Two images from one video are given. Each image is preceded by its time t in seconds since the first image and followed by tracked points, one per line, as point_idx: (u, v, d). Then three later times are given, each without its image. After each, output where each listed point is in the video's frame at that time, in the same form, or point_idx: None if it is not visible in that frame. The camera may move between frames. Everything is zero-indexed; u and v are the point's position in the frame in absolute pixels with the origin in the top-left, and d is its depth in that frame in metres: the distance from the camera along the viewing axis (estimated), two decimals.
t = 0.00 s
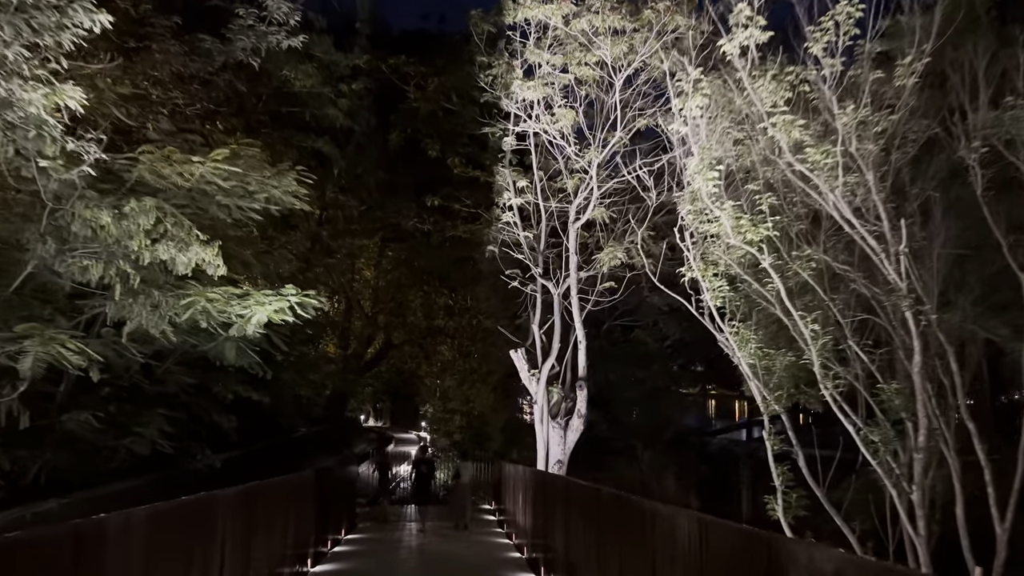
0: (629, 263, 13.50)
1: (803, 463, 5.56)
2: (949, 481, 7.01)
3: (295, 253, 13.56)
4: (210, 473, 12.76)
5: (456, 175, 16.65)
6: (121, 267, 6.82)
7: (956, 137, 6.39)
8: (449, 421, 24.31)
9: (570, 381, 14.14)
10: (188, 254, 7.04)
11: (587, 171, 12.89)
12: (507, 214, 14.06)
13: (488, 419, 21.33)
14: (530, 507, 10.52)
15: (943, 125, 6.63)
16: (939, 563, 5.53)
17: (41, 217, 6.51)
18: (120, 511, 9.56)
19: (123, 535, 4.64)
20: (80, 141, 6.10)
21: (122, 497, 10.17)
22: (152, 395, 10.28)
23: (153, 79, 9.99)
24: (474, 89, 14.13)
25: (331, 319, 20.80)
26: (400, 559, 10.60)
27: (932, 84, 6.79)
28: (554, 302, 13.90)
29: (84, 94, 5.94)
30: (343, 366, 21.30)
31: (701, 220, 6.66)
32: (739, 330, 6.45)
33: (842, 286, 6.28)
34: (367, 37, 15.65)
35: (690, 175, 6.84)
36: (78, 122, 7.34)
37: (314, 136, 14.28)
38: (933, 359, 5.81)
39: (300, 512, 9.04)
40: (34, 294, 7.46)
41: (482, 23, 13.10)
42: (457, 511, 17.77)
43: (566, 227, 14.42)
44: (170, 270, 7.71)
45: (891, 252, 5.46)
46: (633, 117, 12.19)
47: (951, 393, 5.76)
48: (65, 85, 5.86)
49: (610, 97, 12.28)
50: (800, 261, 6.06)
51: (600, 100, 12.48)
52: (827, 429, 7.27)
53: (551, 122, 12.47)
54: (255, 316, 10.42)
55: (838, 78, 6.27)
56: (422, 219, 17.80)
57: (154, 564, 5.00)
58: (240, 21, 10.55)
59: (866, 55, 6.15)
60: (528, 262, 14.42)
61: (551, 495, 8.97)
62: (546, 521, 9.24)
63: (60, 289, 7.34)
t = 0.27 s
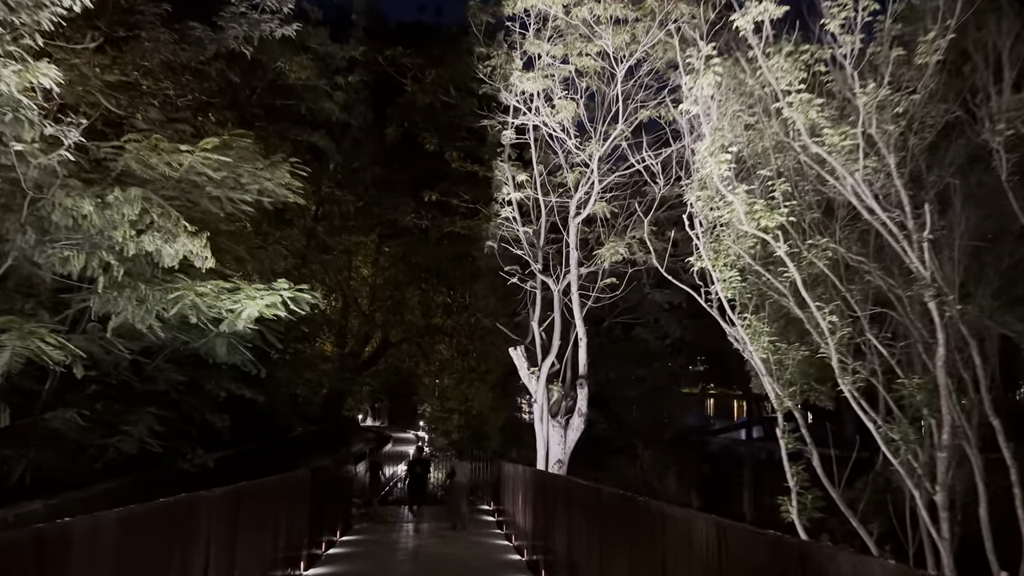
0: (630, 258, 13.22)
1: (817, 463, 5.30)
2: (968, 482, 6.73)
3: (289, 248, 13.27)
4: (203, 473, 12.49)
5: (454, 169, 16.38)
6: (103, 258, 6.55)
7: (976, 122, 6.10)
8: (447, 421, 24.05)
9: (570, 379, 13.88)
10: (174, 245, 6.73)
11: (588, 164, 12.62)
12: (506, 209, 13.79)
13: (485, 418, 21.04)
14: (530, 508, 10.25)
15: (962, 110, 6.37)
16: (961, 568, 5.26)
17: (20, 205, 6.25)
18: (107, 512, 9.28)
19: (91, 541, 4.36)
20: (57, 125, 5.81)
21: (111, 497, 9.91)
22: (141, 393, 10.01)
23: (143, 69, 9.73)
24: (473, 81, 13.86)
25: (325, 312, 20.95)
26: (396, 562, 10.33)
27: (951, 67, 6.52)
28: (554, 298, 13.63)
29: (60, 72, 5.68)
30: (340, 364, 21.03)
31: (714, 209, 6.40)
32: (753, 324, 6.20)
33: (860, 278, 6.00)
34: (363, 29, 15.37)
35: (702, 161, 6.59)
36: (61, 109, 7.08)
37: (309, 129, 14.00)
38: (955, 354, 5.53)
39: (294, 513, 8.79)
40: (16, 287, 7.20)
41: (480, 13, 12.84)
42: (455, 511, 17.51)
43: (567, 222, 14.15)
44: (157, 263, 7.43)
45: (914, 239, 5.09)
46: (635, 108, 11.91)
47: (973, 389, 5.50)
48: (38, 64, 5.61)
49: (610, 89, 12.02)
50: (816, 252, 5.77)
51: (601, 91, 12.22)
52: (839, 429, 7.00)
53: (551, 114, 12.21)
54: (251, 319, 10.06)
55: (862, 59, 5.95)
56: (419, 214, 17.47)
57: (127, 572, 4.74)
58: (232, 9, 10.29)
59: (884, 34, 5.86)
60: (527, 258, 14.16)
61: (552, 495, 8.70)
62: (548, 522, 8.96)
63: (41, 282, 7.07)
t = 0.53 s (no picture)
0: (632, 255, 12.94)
1: (834, 467, 5.05)
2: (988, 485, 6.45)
3: (283, 245, 13.00)
4: (196, 475, 12.22)
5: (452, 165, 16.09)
6: (85, 251, 6.29)
7: (1000, 108, 5.81)
8: (446, 421, 23.79)
9: (571, 379, 13.61)
10: (160, 239, 6.48)
11: (589, 159, 12.33)
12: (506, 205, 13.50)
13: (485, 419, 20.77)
14: (530, 511, 9.98)
15: (983, 96, 6.09)
16: None
17: None
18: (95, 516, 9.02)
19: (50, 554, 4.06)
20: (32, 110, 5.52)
21: (100, 500, 9.65)
22: (130, 393, 9.75)
23: (132, 60, 9.47)
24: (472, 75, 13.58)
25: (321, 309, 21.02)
26: (393, 566, 10.05)
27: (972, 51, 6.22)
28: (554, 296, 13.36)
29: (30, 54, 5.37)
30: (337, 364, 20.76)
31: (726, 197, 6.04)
32: (765, 317, 5.82)
33: (876, 272, 5.73)
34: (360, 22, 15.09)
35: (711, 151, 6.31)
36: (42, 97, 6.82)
37: (304, 124, 13.74)
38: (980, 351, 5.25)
39: (285, 516, 8.50)
40: None
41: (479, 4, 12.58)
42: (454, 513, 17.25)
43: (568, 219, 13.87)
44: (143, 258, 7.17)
45: (941, 228, 4.78)
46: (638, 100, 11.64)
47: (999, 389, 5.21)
48: (10, 45, 5.34)
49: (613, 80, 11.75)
50: (832, 243, 5.48)
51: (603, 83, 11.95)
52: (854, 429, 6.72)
53: (552, 107, 11.93)
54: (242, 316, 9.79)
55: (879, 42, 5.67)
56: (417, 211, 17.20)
57: None
58: None
59: (904, 12, 5.57)
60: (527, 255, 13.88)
61: (553, 498, 8.42)
62: (549, 526, 8.67)
63: (21, 277, 6.81)
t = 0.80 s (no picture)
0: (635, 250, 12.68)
1: (853, 467, 4.80)
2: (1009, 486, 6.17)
3: (279, 240, 12.75)
4: (189, 476, 11.96)
5: (452, 159, 15.81)
6: (66, 241, 6.05)
7: None
8: (445, 421, 23.54)
9: (572, 376, 13.34)
10: (145, 228, 6.22)
11: (592, 151, 12.05)
12: (505, 199, 13.23)
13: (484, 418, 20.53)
14: (531, 513, 9.71)
15: (1008, 75, 5.79)
16: None
17: None
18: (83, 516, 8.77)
19: (13, 559, 3.78)
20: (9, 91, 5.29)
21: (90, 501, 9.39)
22: (120, 391, 9.50)
23: (123, 49, 9.24)
24: (471, 67, 13.33)
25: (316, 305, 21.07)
26: (390, 568, 9.79)
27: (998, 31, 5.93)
28: (556, 292, 13.09)
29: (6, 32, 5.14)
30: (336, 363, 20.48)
31: (740, 178, 5.77)
32: (782, 308, 5.51)
33: (897, 261, 5.46)
34: (357, 14, 14.89)
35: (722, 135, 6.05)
36: (22, 81, 6.58)
37: (300, 117, 13.50)
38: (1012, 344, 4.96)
39: (278, 517, 8.24)
40: None
41: None
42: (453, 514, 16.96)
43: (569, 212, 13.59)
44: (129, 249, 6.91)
45: (974, 209, 4.49)
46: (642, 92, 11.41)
47: None
48: None
49: (616, 71, 11.51)
50: (853, 229, 5.20)
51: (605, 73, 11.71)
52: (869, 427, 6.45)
53: (553, 98, 11.66)
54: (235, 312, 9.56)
55: (900, 19, 5.41)
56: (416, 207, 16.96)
57: None
58: None
59: None
60: (528, 250, 13.60)
61: (556, 499, 8.15)
62: (550, 528, 8.41)
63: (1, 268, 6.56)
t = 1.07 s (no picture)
0: (641, 245, 12.39)
1: (881, 471, 4.51)
2: None
3: (276, 236, 12.45)
4: (183, 478, 11.65)
5: (453, 154, 15.49)
6: (47, 230, 5.75)
7: None
8: (446, 420, 23.24)
9: (576, 375, 13.02)
10: (132, 218, 5.96)
11: (596, 144, 11.74)
12: (507, 194, 12.92)
13: (485, 418, 20.23)
14: (535, 515, 9.40)
15: None
16: None
17: None
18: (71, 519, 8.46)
19: None
20: None
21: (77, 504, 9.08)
22: (111, 389, 9.20)
23: (112, 36, 8.94)
24: (473, 59, 13.02)
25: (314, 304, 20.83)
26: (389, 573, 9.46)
27: None
28: (559, 289, 12.77)
29: None
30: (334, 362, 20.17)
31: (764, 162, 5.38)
32: (811, 299, 5.15)
33: (925, 252, 5.15)
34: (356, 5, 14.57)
35: (738, 118, 5.74)
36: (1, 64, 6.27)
37: (298, 110, 13.20)
38: None
39: (272, 521, 7.93)
40: None
41: None
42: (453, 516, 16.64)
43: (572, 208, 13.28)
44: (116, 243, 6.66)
45: (1019, 193, 4.16)
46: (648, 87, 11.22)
47: None
48: None
49: (620, 64, 11.27)
50: (885, 216, 4.87)
51: (610, 66, 11.47)
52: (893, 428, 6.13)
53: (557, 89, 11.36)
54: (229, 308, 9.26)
55: None
56: (416, 203, 16.66)
57: None
58: None
59: None
60: (530, 246, 13.29)
61: (562, 502, 7.84)
62: (556, 532, 8.09)
63: None
